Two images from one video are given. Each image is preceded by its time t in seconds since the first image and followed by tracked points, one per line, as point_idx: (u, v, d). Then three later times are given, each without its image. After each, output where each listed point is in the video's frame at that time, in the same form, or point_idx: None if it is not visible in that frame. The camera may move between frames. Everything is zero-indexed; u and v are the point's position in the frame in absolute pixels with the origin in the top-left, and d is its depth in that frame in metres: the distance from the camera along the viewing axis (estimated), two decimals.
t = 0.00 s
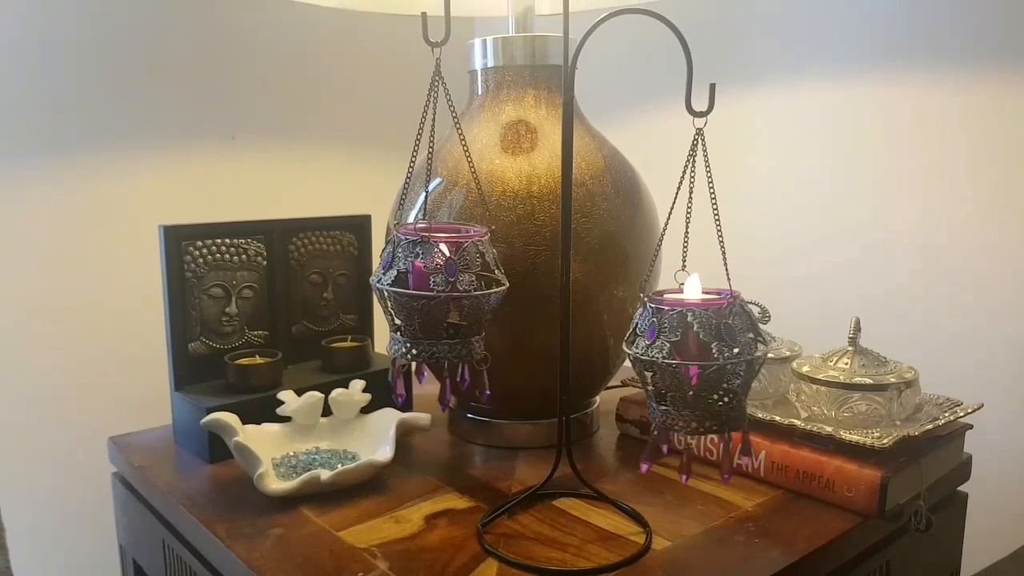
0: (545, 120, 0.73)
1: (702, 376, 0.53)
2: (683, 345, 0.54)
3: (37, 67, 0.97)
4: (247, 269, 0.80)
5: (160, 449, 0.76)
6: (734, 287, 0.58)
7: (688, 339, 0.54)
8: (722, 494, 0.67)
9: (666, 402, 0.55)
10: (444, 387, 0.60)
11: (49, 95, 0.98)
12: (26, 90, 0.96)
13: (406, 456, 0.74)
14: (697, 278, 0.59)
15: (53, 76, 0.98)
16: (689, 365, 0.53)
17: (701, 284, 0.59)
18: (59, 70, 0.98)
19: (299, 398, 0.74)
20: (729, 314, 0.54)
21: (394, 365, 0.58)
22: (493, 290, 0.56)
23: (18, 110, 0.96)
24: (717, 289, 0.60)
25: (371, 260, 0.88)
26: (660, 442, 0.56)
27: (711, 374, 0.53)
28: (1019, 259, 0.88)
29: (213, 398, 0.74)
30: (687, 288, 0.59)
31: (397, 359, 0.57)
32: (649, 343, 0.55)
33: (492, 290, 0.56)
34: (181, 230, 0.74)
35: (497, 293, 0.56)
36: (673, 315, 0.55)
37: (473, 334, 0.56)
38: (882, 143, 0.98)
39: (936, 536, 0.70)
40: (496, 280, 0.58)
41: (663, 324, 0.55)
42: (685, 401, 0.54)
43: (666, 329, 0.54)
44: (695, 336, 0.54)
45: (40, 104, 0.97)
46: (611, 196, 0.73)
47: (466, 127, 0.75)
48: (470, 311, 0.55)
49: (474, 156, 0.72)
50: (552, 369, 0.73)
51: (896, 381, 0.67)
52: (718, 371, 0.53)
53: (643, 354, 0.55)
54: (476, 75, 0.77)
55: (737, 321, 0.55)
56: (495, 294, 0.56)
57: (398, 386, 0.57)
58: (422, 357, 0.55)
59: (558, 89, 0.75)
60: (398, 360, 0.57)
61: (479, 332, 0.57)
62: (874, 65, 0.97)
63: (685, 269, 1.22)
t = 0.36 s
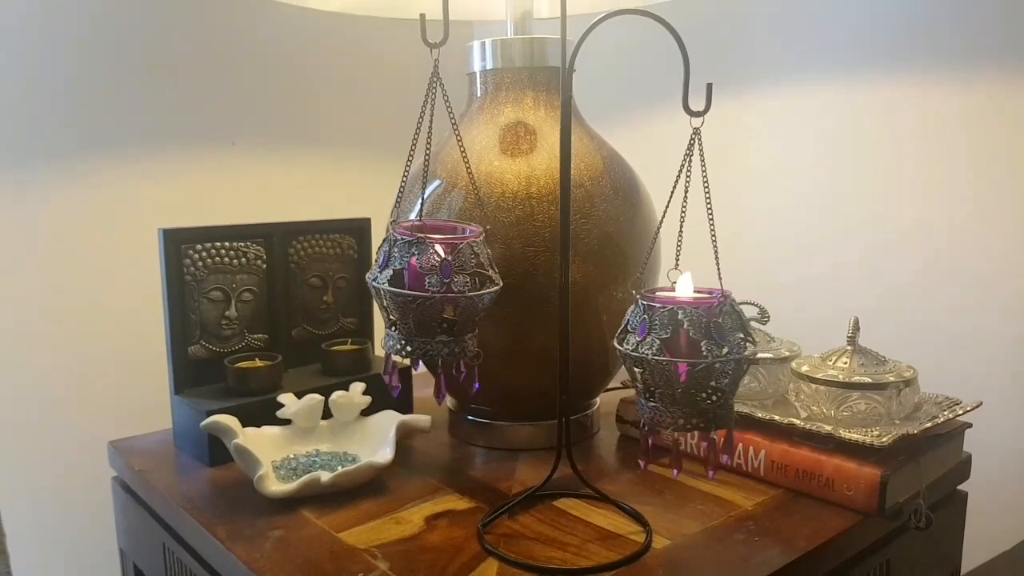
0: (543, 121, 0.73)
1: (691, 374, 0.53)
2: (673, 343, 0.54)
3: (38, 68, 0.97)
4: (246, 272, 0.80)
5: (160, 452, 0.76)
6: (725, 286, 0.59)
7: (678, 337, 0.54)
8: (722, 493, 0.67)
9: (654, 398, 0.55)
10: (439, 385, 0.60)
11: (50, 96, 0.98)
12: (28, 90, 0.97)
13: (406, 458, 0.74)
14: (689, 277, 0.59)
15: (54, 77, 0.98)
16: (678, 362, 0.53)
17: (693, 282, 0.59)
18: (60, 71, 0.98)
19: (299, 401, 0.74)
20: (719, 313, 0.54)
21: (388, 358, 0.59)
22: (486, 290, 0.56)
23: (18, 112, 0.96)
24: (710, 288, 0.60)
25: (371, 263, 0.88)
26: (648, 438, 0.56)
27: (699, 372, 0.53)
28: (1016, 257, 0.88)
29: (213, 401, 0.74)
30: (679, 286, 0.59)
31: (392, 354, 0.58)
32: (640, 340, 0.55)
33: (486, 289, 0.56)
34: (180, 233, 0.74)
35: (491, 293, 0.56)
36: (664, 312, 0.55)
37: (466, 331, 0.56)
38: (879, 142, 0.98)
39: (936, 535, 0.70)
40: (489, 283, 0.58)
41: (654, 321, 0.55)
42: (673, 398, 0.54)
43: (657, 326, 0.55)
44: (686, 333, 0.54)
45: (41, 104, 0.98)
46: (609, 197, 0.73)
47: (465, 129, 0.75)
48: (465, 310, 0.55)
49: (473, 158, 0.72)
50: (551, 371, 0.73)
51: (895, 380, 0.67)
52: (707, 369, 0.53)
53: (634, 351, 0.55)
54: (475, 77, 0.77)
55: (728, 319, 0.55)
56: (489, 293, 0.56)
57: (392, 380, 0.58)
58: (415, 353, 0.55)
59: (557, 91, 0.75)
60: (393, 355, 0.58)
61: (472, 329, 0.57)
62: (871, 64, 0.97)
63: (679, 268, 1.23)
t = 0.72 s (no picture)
0: (541, 122, 0.73)
1: (685, 373, 0.53)
2: (668, 342, 0.54)
3: (39, 68, 0.97)
4: (245, 273, 0.80)
5: (158, 453, 0.76)
6: (720, 286, 0.59)
7: (672, 336, 0.54)
8: (721, 493, 0.67)
9: (648, 395, 0.55)
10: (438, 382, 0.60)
11: (52, 96, 0.98)
12: (29, 90, 0.97)
13: (405, 459, 0.74)
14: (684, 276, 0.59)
15: (56, 77, 0.98)
16: (672, 361, 0.53)
17: (688, 282, 0.59)
18: (61, 71, 0.99)
19: (297, 402, 0.74)
20: (713, 313, 0.54)
21: (387, 359, 0.59)
22: (484, 289, 0.56)
23: (20, 111, 0.97)
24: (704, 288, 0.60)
25: (370, 265, 0.88)
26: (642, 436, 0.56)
27: (692, 372, 0.53)
28: (1013, 258, 0.88)
29: (212, 402, 0.74)
30: (674, 285, 0.59)
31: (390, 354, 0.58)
32: (635, 339, 0.55)
33: (484, 289, 0.57)
34: (179, 234, 0.74)
35: (489, 293, 0.56)
36: (659, 312, 0.55)
37: (464, 331, 0.57)
38: (877, 143, 0.99)
39: (935, 535, 0.70)
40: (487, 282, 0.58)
41: (649, 320, 0.55)
42: (667, 396, 0.54)
43: (652, 325, 0.55)
44: (680, 333, 0.54)
45: (43, 104, 0.98)
46: (608, 198, 0.73)
47: (464, 130, 0.76)
48: (462, 310, 0.55)
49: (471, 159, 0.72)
50: (549, 372, 0.73)
51: (892, 380, 0.67)
52: (700, 368, 0.53)
53: (629, 350, 0.55)
54: (473, 78, 0.78)
55: (722, 320, 0.55)
56: (486, 294, 0.56)
57: (392, 381, 0.58)
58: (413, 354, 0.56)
59: (555, 92, 0.75)
60: (393, 354, 0.58)
61: (470, 329, 0.57)
62: (871, 65, 0.98)
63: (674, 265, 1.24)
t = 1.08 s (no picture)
0: (540, 123, 0.74)
1: (681, 373, 0.53)
2: (665, 342, 0.54)
3: (39, 67, 0.97)
4: (242, 272, 0.80)
5: (152, 453, 0.76)
6: (717, 285, 0.59)
7: (669, 336, 0.54)
8: (716, 495, 0.67)
9: (646, 394, 0.55)
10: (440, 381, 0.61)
11: (52, 95, 0.98)
12: (29, 90, 0.97)
13: (401, 460, 0.74)
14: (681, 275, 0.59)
15: (56, 77, 0.98)
16: (669, 361, 0.53)
17: (685, 281, 0.59)
18: (61, 70, 0.99)
19: (293, 402, 0.74)
20: (710, 313, 0.54)
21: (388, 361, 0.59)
22: (485, 286, 0.56)
23: (20, 109, 0.96)
24: (701, 286, 0.60)
25: (368, 265, 0.88)
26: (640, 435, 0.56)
27: (689, 371, 0.53)
28: (1011, 262, 0.88)
29: (208, 401, 0.74)
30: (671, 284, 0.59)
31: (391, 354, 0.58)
32: (633, 338, 0.55)
33: (485, 287, 0.57)
34: (176, 232, 0.74)
35: (490, 290, 0.56)
36: (656, 312, 0.55)
37: (465, 330, 0.56)
38: (875, 146, 0.99)
39: (931, 538, 0.70)
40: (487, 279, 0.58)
41: (646, 320, 0.55)
42: (664, 395, 0.54)
43: (649, 325, 0.55)
44: (676, 333, 0.54)
45: (42, 103, 0.98)
46: (606, 199, 0.73)
47: (462, 131, 0.76)
48: (463, 308, 0.55)
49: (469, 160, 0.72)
50: (547, 372, 0.73)
51: (888, 382, 0.67)
52: (697, 368, 0.53)
53: (626, 349, 0.55)
54: (472, 79, 0.78)
55: (718, 320, 0.55)
56: (487, 291, 0.56)
57: (393, 383, 0.58)
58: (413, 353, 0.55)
59: (554, 94, 0.75)
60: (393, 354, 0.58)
61: (471, 327, 0.57)
62: (869, 69, 0.98)
63: (672, 265, 1.24)
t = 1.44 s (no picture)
0: (538, 126, 0.74)
1: (688, 374, 0.53)
2: (671, 344, 0.54)
3: (39, 69, 0.97)
4: (239, 276, 0.80)
5: (150, 457, 0.75)
6: (720, 286, 0.59)
7: (674, 339, 0.54)
8: (715, 497, 0.67)
9: (653, 396, 0.55)
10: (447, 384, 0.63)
11: (52, 97, 0.98)
12: (29, 91, 0.97)
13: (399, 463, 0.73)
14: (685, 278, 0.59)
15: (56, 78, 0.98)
16: (675, 363, 0.53)
17: (689, 282, 0.59)
18: (61, 73, 0.99)
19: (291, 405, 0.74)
20: (714, 314, 0.55)
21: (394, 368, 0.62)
22: (491, 287, 0.57)
23: (19, 112, 0.96)
24: (704, 286, 0.61)
25: (366, 269, 0.88)
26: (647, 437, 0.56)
27: (696, 373, 0.53)
28: (1008, 263, 0.89)
29: (205, 405, 0.74)
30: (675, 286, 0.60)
31: (397, 358, 0.57)
32: (639, 342, 0.55)
33: (490, 288, 0.57)
34: (173, 236, 0.74)
35: (495, 292, 0.56)
36: (661, 315, 0.55)
37: (471, 333, 0.56)
38: (871, 148, 0.99)
39: (930, 539, 0.70)
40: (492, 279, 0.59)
41: (652, 324, 0.55)
42: (671, 397, 0.54)
43: (654, 328, 0.55)
44: (682, 336, 0.54)
45: (42, 105, 0.98)
46: (604, 201, 0.74)
47: (461, 134, 0.76)
48: (468, 309, 0.55)
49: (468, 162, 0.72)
50: (546, 375, 0.73)
51: (886, 384, 0.67)
52: (703, 370, 0.53)
53: (631, 353, 0.55)
54: (470, 82, 0.78)
55: (723, 321, 0.55)
56: (493, 291, 0.56)
57: (398, 387, 0.61)
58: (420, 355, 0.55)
59: (553, 96, 0.76)
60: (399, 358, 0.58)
61: (478, 331, 0.57)
62: (866, 71, 0.98)
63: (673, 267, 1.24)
